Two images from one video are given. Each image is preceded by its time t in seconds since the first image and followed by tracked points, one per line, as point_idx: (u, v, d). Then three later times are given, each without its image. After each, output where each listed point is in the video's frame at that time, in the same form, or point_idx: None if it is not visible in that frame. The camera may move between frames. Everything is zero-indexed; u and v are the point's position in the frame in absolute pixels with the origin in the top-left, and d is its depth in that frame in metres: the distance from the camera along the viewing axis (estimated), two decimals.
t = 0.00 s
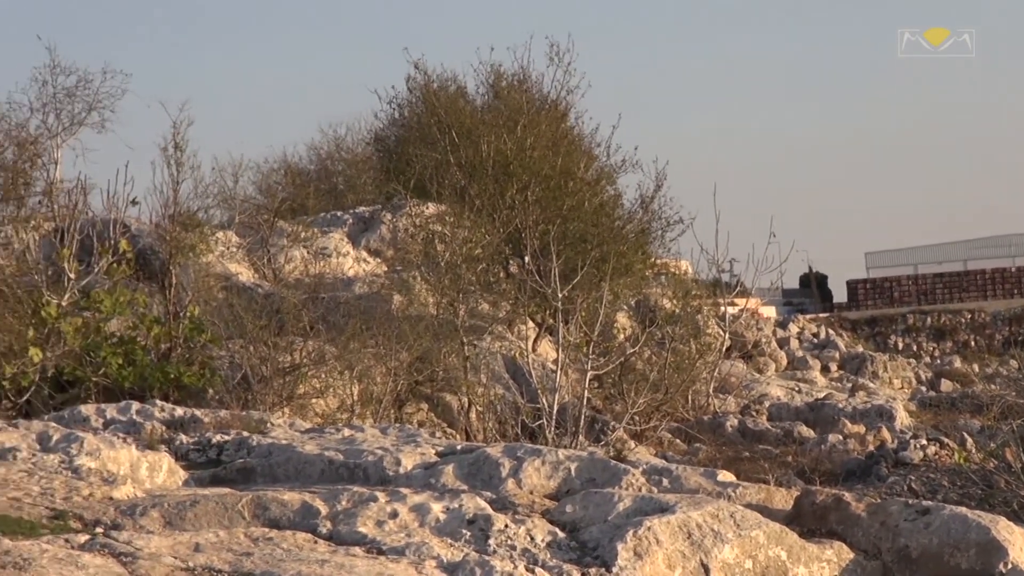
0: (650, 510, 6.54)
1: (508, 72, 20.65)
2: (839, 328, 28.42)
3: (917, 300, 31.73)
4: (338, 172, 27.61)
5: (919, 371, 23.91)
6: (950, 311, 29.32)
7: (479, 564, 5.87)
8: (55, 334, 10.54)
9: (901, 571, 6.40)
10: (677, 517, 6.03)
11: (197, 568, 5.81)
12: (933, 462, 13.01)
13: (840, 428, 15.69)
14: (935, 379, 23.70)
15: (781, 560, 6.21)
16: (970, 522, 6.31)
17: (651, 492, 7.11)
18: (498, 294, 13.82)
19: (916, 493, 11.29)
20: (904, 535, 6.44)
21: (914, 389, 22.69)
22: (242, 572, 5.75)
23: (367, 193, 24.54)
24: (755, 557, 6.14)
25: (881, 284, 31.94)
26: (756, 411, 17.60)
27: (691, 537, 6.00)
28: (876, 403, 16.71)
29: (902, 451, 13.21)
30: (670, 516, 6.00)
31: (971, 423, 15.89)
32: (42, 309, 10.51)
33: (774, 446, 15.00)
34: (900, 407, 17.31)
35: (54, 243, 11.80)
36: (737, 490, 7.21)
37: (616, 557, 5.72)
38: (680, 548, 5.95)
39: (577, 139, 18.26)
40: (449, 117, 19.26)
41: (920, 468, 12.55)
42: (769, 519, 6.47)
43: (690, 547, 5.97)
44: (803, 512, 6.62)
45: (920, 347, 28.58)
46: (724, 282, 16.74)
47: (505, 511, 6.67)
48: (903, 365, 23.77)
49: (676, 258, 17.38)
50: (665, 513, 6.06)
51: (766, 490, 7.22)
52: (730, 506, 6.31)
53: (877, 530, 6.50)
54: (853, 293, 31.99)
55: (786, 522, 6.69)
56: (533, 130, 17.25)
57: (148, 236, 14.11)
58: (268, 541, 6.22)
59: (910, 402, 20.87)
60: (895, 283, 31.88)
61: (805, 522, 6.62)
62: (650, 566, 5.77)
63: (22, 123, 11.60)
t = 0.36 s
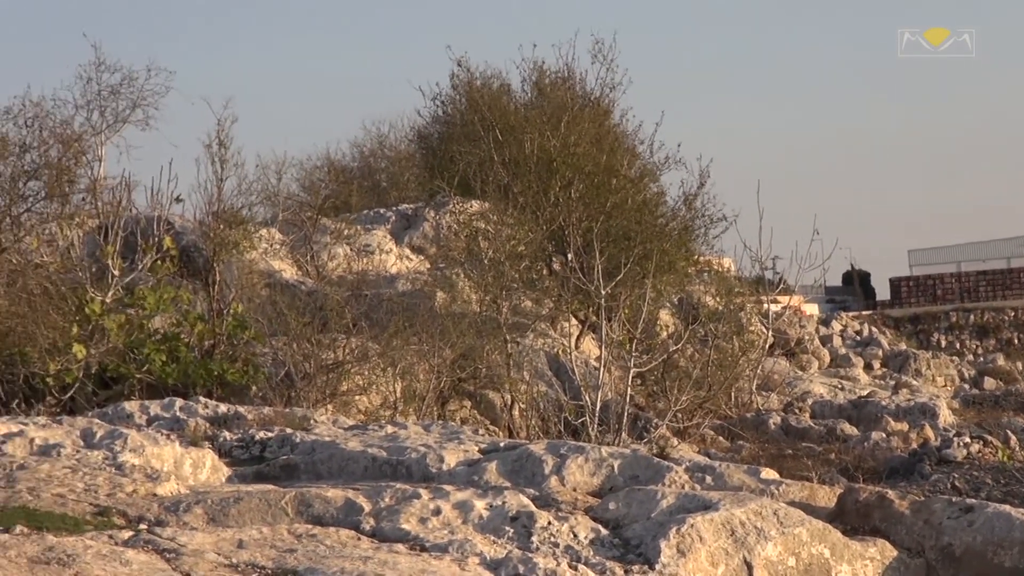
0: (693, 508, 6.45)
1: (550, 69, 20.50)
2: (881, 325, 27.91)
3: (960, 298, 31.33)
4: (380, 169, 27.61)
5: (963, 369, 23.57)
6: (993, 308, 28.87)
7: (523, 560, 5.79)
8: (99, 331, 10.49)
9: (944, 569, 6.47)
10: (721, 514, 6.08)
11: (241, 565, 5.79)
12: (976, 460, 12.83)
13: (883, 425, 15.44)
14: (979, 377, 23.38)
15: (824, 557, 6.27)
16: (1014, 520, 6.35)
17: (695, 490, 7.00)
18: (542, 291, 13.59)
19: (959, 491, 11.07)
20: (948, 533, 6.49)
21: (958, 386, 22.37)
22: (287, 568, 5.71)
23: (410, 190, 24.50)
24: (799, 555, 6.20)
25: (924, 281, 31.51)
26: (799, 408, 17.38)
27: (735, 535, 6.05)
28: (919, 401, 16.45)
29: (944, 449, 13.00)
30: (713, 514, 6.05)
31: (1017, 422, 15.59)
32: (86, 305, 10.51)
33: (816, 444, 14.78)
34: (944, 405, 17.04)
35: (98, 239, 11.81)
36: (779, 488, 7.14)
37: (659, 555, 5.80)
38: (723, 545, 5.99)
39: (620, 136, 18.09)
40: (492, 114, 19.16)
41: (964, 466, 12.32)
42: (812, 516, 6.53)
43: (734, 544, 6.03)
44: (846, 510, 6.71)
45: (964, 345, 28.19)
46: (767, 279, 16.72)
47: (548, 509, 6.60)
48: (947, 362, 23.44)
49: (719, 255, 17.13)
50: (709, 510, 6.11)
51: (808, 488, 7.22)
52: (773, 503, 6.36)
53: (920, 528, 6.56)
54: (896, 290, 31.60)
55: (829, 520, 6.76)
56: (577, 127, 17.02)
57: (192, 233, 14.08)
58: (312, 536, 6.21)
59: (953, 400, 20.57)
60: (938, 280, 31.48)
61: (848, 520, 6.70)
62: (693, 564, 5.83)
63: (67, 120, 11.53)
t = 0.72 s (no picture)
0: (738, 507, 6.33)
1: (596, 68, 20.32)
2: (926, 324, 27.43)
3: (1007, 298, 30.86)
4: (426, 167, 27.55)
5: (1010, 369, 23.19)
6: None
7: (567, 559, 5.81)
8: (144, 328, 10.32)
9: (991, 569, 6.43)
10: (766, 513, 6.10)
11: (286, 562, 5.76)
12: None
13: (929, 424, 15.18)
14: None
15: (870, 557, 6.26)
16: None
17: (741, 489, 6.86)
18: (587, 289, 13.50)
19: (1006, 491, 10.88)
20: (994, 533, 6.44)
21: (1005, 387, 22.00)
22: (331, 566, 5.69)
23: (455, 188, 24.41)
24: (844, 555, 6.21)
25: (970, 280, 31.08)
26: (844, 407, 17.11)
27: (780, 535, 6.07)
28: (967, 400, 16.15)
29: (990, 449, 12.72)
30: (759, 513, 6.08)
31: None
32: (132, 302, 10.40)
33: (862, 444, 14.52)
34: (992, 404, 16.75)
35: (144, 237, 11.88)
36: (825, 487, 7.05)
37: (705, 554, 5.84)
38: (768, 545, 6.02)
39: (665, 134, 17.90)
40: (537, 112, 19.04)
41: (1013, 466, 12.10)
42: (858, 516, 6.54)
43: (779, 544, 6.06)
44: (891, 510, 6.69)
45: (1010, 344, 27.73)
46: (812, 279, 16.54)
47: (593, 507, 6.51)
48: (993, 362, 23.06)
49: (764, 254, 16.90)
50: (754, 509, 6.14)
51: (854, 487, 7.09)
52: (818, 502, 6.37)
53: (966, 527, 6.52)
54: (942, 290, 31.21)
55: (876, 520, 6.77)
56: (622, 125, 16.81)
57: (238, 230, 14.01)
58: (356, 533, 6.16)
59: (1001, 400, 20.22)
60: (985, 279, 31.03)
61: (894, 520, 6.68)
62: (738, 563, 5.86)
63: (114, 116, 11.47)
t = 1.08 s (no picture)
0: (783, 505, 6.31)
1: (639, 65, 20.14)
2: (970, 320, 27.03)
3: None
4: (469, 164, 27.49)
5: None
6: None
7: (611, 555, 5.84)
8: (188, 326, 10.25)
9: None
10: (810, 511, 6.16)
11: (330, 559, 5.74)
12: None
13: (973, 422, 14.95)
14: None
15: (914, 554, 6.37)
16: None
17: (785, 486, 6.81)
18: (630, 288, 13.43)
19: None
20: None
21: None
22: (375, 564, 5.69)
23: (498, 187, 24.34)
24: (888, 552, 6.32)
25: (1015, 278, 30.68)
26: (887, 404, 16.88)
27: (823, 532, 6.15)
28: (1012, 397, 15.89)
29: None
30: (802, 510, 6.13)
31: None
32: (176, 300, 10.34)
33: (906, 440, 14.25)
34: None
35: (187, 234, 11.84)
36: (869, 484, 6.96)
37: (748, 551, 5.90)
38: (812, 542, 6.09)
39: (707, 131, 17.73)
40: (580, 110, 18.93)
41: None
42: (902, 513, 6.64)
43: (823, 541, 6.13)
44: (936, 507, 6.79)
45: None
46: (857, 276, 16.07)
47: (637, 504, 6.47)
48: None
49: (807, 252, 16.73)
50: (798, 506, 6.20)
51: (898, 485, 7.00)
52: (862, 498, 6.43)
53: (1011, 524, 6.63)
54: (985, 288, 30.91)
55: (920, 516, 6.87)
56: (665, 122, 16.64)
57: (281, 228, 13.99)
58: (401, 530, 6.13)
59: None
60: None
61: (938, 516, 6.79)
62: (782, 561, 5.94)
63: (157, 115, 11.45)
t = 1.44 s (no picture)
0: (828, 502, 6.25)
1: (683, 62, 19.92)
2: (1016, 318, 26.60)
3: None
4: (513, 161, 27.40)
5: None
6: None
7: (657, 553, 5.78)
8: (233, 325, 10.30)
9: None
10: (856, 509, 6.10)
11: (375, 558, 5.69)
12: None
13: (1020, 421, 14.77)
14: None
15: (960, 552, 6.32)
16: None
17: (831, 485, 6.71)
18: (675, 285, 13.24)
19: None
20: None
21: None
22: (420, 562, 5.64)
23: (543, 185, 24.25)
24: (934, 550, 6.25)
25: None
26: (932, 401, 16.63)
27: (869, 530, 6.08)
28: None
29: None
30: (848, 509, 6.08)
31: None
32: (220, 299, 10.34)
33: (951, 438, 14.23)
34: None
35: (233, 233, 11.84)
36: (914, 482, 6.83)
37: (794, 549, 5.85)
38: (858, 540, 6.02)
39: (752, 128, 17.47)
40: (624, 108, 18.80)
41: None
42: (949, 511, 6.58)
43: (869, 539, 6.06)
44: (981, 505, 6.73)
45: None
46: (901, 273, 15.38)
47: (682, 502, 6.40)
48: None
49: (853, 249, 16.39)
50: (843, 505, 6.15)
51: (945, 483, 6.86)
52: (908, 496, 6.36)
53: None
54: None
55: (965, 514, 6.82)
56: (709, 120, 16.42)
57: (326, 227, 13.93)
58: (446, 528, 6.08)
59: None
60: None
61: (983, 514, 6.73)
62: (827, 559, 5.87)
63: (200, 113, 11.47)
